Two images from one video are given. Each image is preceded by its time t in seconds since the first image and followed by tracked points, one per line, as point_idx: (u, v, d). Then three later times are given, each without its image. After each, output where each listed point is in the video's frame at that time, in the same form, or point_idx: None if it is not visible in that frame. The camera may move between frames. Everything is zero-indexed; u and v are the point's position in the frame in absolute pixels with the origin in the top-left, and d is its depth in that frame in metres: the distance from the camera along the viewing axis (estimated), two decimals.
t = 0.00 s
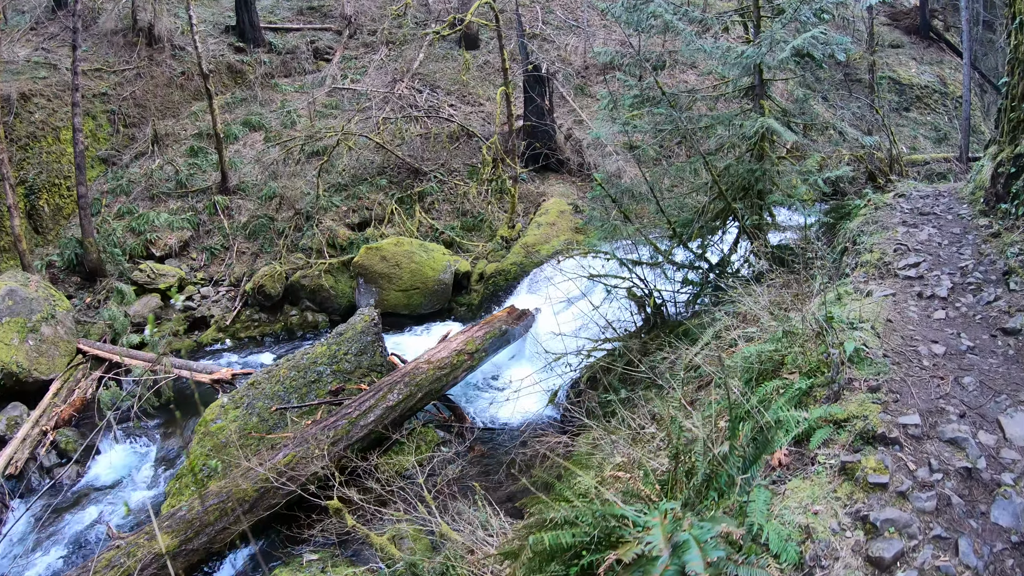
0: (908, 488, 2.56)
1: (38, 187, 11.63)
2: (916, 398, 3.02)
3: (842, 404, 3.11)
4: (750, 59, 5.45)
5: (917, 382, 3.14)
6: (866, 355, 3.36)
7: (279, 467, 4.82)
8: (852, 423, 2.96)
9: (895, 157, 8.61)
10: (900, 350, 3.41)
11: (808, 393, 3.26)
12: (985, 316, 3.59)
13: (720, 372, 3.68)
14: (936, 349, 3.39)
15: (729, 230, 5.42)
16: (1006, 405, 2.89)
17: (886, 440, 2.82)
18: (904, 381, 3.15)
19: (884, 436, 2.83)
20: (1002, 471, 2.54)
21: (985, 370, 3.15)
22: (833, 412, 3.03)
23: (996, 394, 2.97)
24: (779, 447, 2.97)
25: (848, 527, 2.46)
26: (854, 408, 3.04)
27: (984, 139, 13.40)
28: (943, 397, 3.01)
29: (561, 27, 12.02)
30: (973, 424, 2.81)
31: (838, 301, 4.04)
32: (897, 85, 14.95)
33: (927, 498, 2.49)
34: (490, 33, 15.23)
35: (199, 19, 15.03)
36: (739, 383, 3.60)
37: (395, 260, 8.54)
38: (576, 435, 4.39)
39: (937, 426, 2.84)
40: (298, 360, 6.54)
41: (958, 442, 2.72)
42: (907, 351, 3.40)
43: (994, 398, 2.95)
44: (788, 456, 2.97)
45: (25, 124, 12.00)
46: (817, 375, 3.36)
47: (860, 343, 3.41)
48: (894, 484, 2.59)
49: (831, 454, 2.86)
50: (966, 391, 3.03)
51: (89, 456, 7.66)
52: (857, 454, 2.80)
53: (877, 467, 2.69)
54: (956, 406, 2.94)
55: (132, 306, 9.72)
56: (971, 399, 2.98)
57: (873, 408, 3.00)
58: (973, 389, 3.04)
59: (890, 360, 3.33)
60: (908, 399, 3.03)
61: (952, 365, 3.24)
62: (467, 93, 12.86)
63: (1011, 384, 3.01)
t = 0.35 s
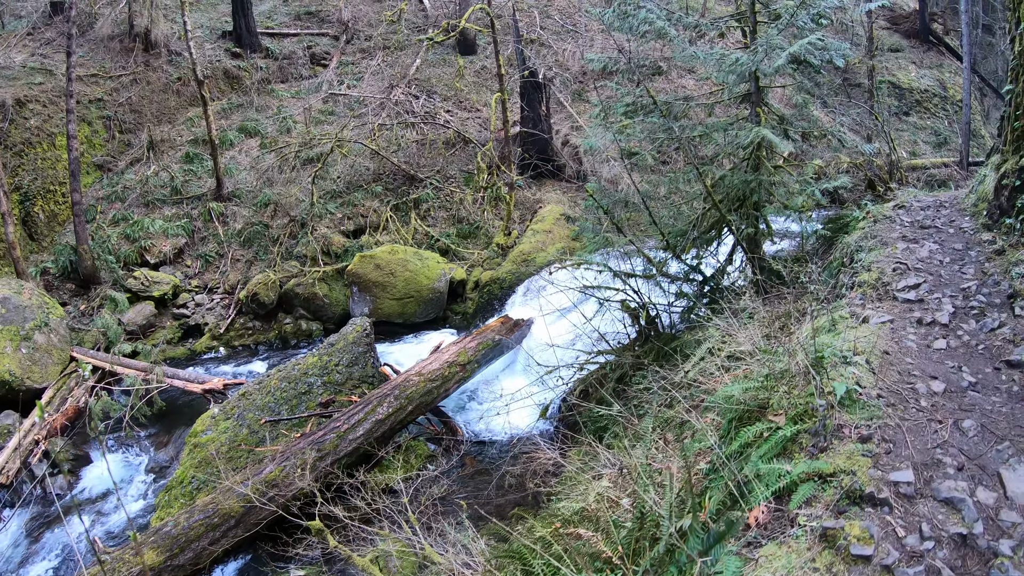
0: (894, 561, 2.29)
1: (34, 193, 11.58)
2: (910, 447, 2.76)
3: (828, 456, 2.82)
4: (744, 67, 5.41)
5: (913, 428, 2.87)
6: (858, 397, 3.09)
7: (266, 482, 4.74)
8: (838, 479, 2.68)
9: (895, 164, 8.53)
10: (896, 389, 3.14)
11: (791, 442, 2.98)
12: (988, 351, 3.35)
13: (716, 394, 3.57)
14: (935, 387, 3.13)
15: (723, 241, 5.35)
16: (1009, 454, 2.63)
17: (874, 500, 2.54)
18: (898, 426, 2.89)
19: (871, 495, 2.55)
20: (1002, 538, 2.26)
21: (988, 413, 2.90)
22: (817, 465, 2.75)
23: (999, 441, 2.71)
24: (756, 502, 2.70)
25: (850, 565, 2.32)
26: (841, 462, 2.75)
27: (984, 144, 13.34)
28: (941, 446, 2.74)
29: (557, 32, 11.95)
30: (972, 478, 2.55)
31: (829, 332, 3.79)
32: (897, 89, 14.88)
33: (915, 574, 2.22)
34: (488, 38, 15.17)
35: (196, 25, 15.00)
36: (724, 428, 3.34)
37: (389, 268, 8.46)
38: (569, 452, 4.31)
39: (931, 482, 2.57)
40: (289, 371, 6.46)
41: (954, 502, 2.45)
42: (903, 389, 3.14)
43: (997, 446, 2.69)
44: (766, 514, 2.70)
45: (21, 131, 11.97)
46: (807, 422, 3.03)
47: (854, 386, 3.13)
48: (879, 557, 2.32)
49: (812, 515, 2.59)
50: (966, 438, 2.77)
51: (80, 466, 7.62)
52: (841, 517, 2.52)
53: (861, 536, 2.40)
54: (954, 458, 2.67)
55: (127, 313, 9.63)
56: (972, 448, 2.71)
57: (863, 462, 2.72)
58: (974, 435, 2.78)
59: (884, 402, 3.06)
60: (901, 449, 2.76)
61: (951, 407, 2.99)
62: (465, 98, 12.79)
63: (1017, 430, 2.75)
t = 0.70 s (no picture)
0: None
1: (32, 198, 11.58)
2: (891, 485, 2.65)
3: (800, 494, 2.76)
4: (737, 68, 5.40)
5: (894, 463, 2.76)
6: (838, 428, 3.01)
7: (256, 490, 4.71)
8: (809, 520, 2.62)
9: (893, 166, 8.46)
10: (882, 417, 3.05)
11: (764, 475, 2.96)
12: (982, 373, 3.25)
13: (706, 406, 3.51)
14: (923, 414, 3.03)
15: (717, 246, 5.31)
16: (999, 492, 2.50)
17: (845, 545, 2.46)
18: (880, 461, 2.78)
19: (842, 540, 2.47)
20: None
21: (977, 443, 2.78)
22: (788, 504, 2.71)
23: (989, 477, 2.58)
24: (720, 541, 2.69)
25: None
26: (813, 501, 2.69)
27: (986, 144, 13.24)
28: (924, 483, 2.63)
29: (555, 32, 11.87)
30: (956, 520, 2.43)
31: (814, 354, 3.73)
32: (897, 89, 14.79)
33: None
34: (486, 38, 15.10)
35: (194, 28, 14.98)
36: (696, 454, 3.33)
37: (384, 272, 8.40)
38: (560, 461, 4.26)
39: (911, 526, 2.46)
40: (283, 376, 6.43)
41: (933, 549, 2.35)
42: (889, 417, 3.04)
43: (986, 482, 2.57)
44: (730, 555, 2.66)
45: (18, 135, 11.97)
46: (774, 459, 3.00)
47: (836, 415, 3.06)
48: None
49: (777, 559, 2.55)
50: (955, 474, 2.64)
51: (77, 470, 7.52)
52: (808, 564, 2.47)
53: None
54: (939, 497, 2.56)
55: (124, 317, 9.62)
56: (960, 484, 2.59)
57: (837, 502, 2.65)
58: (962, 468, 2.66)
59: (867, 433, 2.96)
60: (880, 488, 2.66)
61: (940, 436, 2.88)
62: (463, 99, 12.72)
63: (1008, 463, 2.63)
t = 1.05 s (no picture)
0: None
1: (25, 203, 11.58)
2: (845, 528, 2.61)
3: (742, 540, 2.69)
4: (719, 71, 5.47)
5: (853, 503, 2.72)
6: (794, 463, 2.97)
7: (241, 498, 4.70)
8: (751, 567, 2.55)
9: (886, 169, 8.42)
10: (848, 450, 3.01)
11: (709, 512, 2.88)
12: (960, 399, 3.20)
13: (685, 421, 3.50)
14: (892, 446, 2.99)
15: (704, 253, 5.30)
16: (965, 538, 2.42)
17: None
18: (837, 501, 2.74)
19: None
20: None
21: (948, 480, 2.72)
22: (728, 549, 2.63)
23: (957, 520, 2.51)
24: None
25: None
26: (757, 547, 2.62)
27: (982, 144, 13.20)
28: (883, 527, 2.58)
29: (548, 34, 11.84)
30: (914, 571, 2.38)
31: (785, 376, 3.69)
32: (893, 89, 14.76)
33: None
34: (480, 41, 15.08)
35: (188, 32, 14.98)
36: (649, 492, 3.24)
37: (375, 276, 8.38)
38: (541, 474, 4.23)
39: None
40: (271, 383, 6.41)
41: None
42: (855, 450, 3.00)
43: (953, 526, 2.49)
44: None
45: (12, 140, 11.97)
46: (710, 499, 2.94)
47: (795, 449, 3.03)
48: None
49: None
50: (922, 516, 2.59)
51: (68, 476, 7.50)
52: None
53: None
54: (898, 544, 2.50)
55: (116, 322, 9.60)
56: (923, 528, 2.53)
57: (782, 549, 2.58)
58: (929, 511, 2.60)
59: (828, 468, 2.92)
60: (833, 533, 2.61)
61: (909, 472, 2.84)
62: (456, 102, 12.69)
63: (979, 504, 2.55)
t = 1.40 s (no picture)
0: None
1: (20, 198, 11.52)
2: (823, 558, 2.55)
3: (709, 571, 2.64)
4: (713, 66, 5.40)
5: (833, 530, 2.66)
6: (773, 485, 2.91)
7: (227, 496, 4.64)
8: None
9: (885, 168, 8.34)
10: (831, 471, 2.94)
11: (676, 535, 2.86)
12: (955, 415, 3.15)
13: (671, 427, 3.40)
14: (881, 466, 2.94)
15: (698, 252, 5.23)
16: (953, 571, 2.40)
17: None
18: (817, 527, 2.68)
19: None
20: None
21: (940, 505, 2.69)
22: None
23: (948, 550, 2.49)
24: None
25: None
26: None
27: (983, 145, 13.08)
28: (865, 558, 2.53)
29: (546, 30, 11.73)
30: None
31: (771, 385, 3.62)
32: (893, 89, 14.66)
33: None
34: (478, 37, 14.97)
35: (185, 27, 14.90)
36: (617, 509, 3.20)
37: (369, 273, 8.30)
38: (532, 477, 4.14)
39: None
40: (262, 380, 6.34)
41: None
42: (840, 470, 2.95)
43: (943, 557, 2.46)
44: None
45: (6, 135, 11.90)
46: (673, 522, 2.89)
47: (773, 469, 2.97)
48: None
49: None
50: (912, 544, 2.54)
51: (59, 472, 7.45)
52: None
53: None
54: None
55: (110, 317, 9.55)
56: (911, 559, 2.49)
57: None
58: (918, 540, 2.55)
59: (810, 489, 2.86)
60: (810, 563, 2.55)
61: (898, 494, 2.79)
62: (453, 98, 12.60)
63: (973, 533, 2.54)
